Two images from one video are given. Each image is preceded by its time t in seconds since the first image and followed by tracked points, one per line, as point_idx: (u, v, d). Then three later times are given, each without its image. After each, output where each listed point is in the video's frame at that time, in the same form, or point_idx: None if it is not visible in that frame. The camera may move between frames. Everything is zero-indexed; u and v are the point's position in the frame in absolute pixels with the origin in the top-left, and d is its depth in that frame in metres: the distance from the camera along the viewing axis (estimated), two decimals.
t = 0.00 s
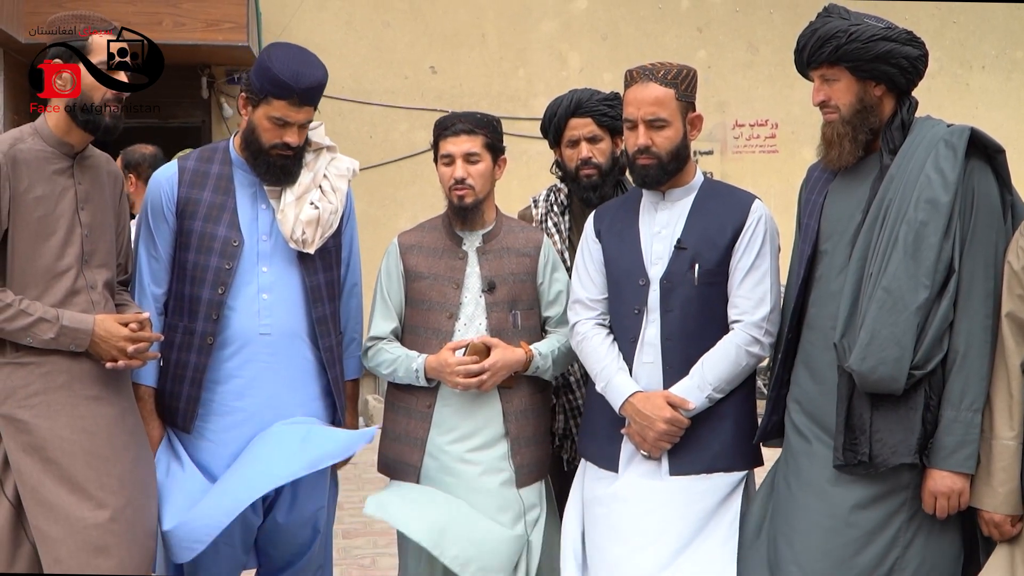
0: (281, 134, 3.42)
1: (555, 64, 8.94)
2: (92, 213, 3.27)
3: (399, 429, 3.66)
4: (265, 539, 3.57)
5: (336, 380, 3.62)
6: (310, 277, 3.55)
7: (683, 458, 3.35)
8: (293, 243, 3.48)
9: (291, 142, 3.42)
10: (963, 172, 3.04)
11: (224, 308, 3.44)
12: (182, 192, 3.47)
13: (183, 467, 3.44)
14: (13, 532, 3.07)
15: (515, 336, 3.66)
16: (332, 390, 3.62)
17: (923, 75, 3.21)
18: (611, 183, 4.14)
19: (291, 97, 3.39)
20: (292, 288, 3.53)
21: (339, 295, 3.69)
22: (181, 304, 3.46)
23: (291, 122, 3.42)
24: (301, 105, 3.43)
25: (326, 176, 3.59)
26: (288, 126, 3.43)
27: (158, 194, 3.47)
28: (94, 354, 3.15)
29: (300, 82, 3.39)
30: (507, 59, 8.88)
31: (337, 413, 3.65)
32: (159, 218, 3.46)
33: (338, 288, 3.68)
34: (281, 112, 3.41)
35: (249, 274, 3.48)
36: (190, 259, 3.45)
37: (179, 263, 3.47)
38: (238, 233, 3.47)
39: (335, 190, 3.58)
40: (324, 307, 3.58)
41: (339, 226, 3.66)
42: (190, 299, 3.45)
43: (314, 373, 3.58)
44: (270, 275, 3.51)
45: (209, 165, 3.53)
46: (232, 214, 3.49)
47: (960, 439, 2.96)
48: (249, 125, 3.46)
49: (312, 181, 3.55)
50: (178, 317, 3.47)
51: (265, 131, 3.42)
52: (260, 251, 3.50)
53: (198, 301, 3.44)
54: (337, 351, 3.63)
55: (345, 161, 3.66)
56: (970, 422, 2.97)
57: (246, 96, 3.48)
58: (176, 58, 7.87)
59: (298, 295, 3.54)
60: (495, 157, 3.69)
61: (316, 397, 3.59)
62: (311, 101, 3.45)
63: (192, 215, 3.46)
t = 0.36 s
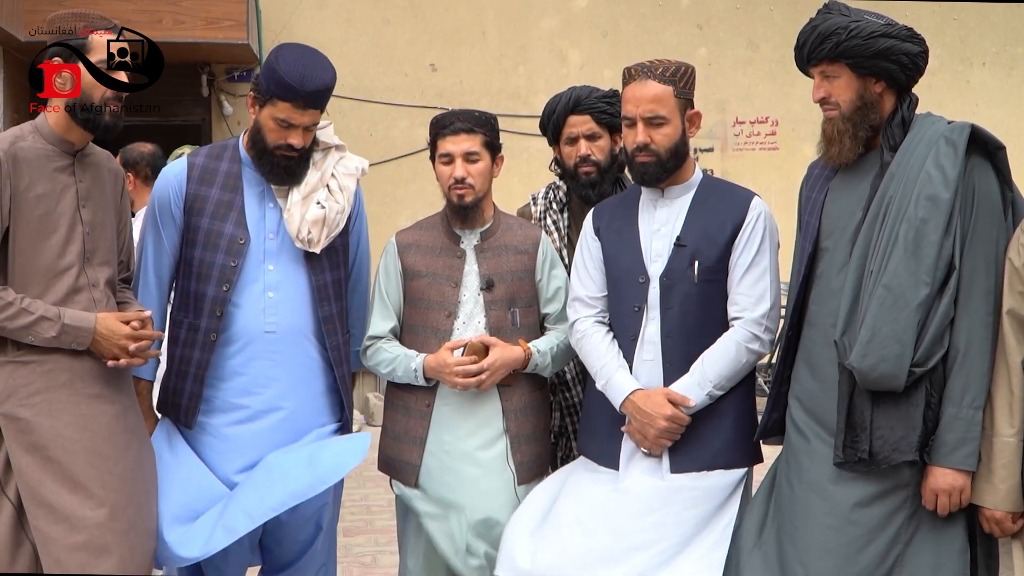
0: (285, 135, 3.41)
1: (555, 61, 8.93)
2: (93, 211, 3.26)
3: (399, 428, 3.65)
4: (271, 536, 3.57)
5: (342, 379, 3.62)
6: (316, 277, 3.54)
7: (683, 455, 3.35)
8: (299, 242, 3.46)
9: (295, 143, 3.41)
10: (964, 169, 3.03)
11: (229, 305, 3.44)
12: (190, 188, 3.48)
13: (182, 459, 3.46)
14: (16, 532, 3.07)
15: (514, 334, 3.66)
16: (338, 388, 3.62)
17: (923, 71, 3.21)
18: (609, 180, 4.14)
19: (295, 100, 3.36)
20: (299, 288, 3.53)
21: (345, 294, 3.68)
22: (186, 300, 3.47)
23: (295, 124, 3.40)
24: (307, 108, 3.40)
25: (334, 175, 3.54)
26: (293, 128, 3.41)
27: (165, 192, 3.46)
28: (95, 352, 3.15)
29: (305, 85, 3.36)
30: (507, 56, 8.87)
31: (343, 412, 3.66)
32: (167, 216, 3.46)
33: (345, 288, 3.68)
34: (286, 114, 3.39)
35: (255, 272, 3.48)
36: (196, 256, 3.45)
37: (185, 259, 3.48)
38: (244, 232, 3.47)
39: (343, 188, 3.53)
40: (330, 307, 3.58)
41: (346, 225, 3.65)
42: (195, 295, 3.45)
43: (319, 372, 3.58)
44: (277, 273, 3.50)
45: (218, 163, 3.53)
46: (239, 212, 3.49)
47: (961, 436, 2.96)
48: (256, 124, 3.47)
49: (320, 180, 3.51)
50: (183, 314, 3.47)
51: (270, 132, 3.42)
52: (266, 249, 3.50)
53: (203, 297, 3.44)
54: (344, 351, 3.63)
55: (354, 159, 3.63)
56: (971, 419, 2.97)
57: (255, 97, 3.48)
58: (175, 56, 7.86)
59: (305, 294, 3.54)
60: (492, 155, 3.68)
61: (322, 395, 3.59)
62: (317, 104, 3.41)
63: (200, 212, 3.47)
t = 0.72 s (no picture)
0: (294, 136, 3.40)
1: (555, 58, 8.92)
2: (92, 209, 3.26)
3: (397, 425, 3.65)
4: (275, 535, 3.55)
5: (351, 379, 3.63)
6: (327, 276, 3.53)
7: (683, 452, 3.34)
8: (311, 242, 3.45)
9: (303, 144, 3.40)
10: (964, 165, 3.02)
11: (235, 302, 3.43)
12: (200, 184, 3.48)
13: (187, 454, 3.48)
14: (15, 530, 3.06)
15: (513, 330, 3.65)
16: (347, 385, 3.62)
17: (923, 67, 3.20)
18: (607, 177, 4.14)
19: (304, 102, 3.35)
20: (310, 285, 3.51)
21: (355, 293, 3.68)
22: (195, 296, 3.47)
23: (303, 125, 3.39)
24: (315, 109, 3.38)
25: (346, 174, 3.53)
26: (302, 129, 3.40)
27: (177, 189, 3.46)
28: (95, 350, 3.15)
29: (314, 86, 3.35)
30: (506, 53, 8.86)
31: (352, 409, 3.65)
32: (177, 212, 3.46)
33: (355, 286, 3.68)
34: (295, 115, 3.39)
35: (264, 269, 3.47)
36: (206, 252, 3.45)
37: (194, 255, 3.47)
38: (253, 229, 3.45)
39: (354, 188, 3.53)
40: (341, 306, 3.57)
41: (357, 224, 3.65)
42: (203, 291, 3.45)
43: (330, 369, 3.56)
44: (287, 271, 3.49)
45: (229, 160, 3.52)
46: (249, 209, 3.48)
47: (962, 432, 2.95)
48: (266, 124, 3.46)
49: (332, 179, 3.50)
50: (191, 309, 3.47)
51: (279, 133, 3.41)
52: (277, 246, 3.49)
53: (210, 294, 3.43)
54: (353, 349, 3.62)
55: (366, 158, 3.61)
56: (972, 416, 2.96)
57: (265, 97, 3.47)
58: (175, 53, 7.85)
59: (315, 293, 3.52)
60: (490, 152, 3.68)
61: (332, 393, 3.57)
62: (327, 106, 3.40)
63: (210, 208, 3.46)
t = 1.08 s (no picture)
0: (302, 135, 3.40)
1: (555, 56, 8.91)
2: (94, 207, 3.25)
3: (398, 423, 3.63)
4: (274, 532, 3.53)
5: (358, 375, 3.61)
6: (335, 273, 3.54)
7: (684, 450, 3.34)
8: (319, 239, 3.47)
9: (311, 143, 3.40)
10: (965, 161, 3.02)
11: (241, 299, 3.44)
12: (206, 181, 3.48)
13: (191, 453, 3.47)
14: (16, 529, 3.06)
15: (514, 328, 3.65)
16: (354, 381, 3.60)
17: (923, 64, 3.19)
18: (607, 175, 4.12)
19: (314, 102, 3.35)
20: (316, 282, 3.51)
21: (360, 290, 3.68)
22: (201, 293, 3.46)
23: (312, 125, 3.39)
24: (324, 109, 3.38)
25: (352, 172, 3.54)
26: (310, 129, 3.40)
27: (183, 184, 3.47)
28: (95, 349, 3.15)
29: (323, 86, 3.35)
30: (506, 51, 8.85)
31: (358, 406, 3.64)
32: (183, 209, 3.46)
33: (361, 283, 3.68)
34: (303, 115, 3.38)
35: (271, 265, 3.47)
36: (211, 249, 3.45)
37: (199, 252, 3.47)
38: (259, 225, 3.45)
39: (360, 186, 3.54)
40: (347, 303, 3.57)
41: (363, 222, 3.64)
42: (208, 288, 3.45)
43: (337, 367, 3.57)
44: (294, 268, 3.49)
45: (235, 157, 3.53)
46: (254, 207, 3.47)
47: (963, 430, 2.94)
48: (273, 123, 3.46)
49: (337, 177, 3.51)
50: (197, 306, 3.47)
51: (287, 132, 3.41)
52: (284, 244, 3.49)
53: (216, 291, 3.44)
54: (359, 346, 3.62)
55: (370, 157, 3.60)
56: (973, 413, 2.95)
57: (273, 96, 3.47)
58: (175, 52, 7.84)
59: (322, 290, 3.52)
60: (491, 150, 3.67)
61: (338, 391, 3.57)
62: (334, 106, 3.40)
63: (215, 206, 3.46)
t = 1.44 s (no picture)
0: (297, 134, 3.39)
1: (558, 55, 8.91)
2: (96, 206, 3.25)
3: (402, 423, 3.63)
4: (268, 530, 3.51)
5: (356, 376, 3.60)
6: (331, 272, 3.53)
7: (687, 449, 3.34)
8: (315, 238, 3.44)
9: (306, 142, 3.40)
10: (968, 161, 3.01)
11: (235, 300, 3.42)
12: (201, 181, 3.46)
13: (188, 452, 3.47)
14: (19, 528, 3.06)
15: (517, 328, 3.65)
16: (352, 382, 3.60)
17: (926, 63, 3.19)
18: (610, 174, 4.12)
19: (309, 100, 3.34)
20: (313, 281, 3.50)
21: (358, 289, 3.67)
22: (196, 294, 3.44)
23: (307, 123, 3.38)
24: (320, 108, 3.38)
25: (348, 171, 3.52)
26: (305, 127, 3.39)
27: (178, 185, 3.45)
28: (99, 348, 3.15)
29: (319, 85, 3.33)
30: (510, 50, 8.84)
31: (356, 405, 3.65)
32: (179, 209, 3.45)
33: (358, 283, 3.67)
34: (299, 114, 3.37)
35: (267, 266, 3.46)
36: (206, 250, 3.43)
37: (194, 253, 3.45)
38: (253, 228, 3.44)
39: (356, 184, 3.51)
40: (344, 302, 3.56)
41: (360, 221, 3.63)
42: (203, 289, 3.43)
43: (334, 368, 3.55)
44: (290, 268, 3.48)
45: (230, 157, 3.51)
46: (249, 208, 3.46)
47: (966, 430, 2.95)
48: (268, 122, 3.44)
49: (334, 176, 3.50)
50: (191, 308, 3.46)
51: (282, 131, 3.40)
52: (280, 244, 3.48)
53: (210, 292, 3.42)
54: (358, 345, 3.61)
55: (366, 155, 3.60)
56: (976, 413, 2.95)
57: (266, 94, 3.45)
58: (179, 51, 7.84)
59: (319, 289, 3.51)
60: (497, 149, 3.68)
61: (336, 392, 3.56)
62: (330, 105, 3.39)
63: (210, 206, 3.45)
